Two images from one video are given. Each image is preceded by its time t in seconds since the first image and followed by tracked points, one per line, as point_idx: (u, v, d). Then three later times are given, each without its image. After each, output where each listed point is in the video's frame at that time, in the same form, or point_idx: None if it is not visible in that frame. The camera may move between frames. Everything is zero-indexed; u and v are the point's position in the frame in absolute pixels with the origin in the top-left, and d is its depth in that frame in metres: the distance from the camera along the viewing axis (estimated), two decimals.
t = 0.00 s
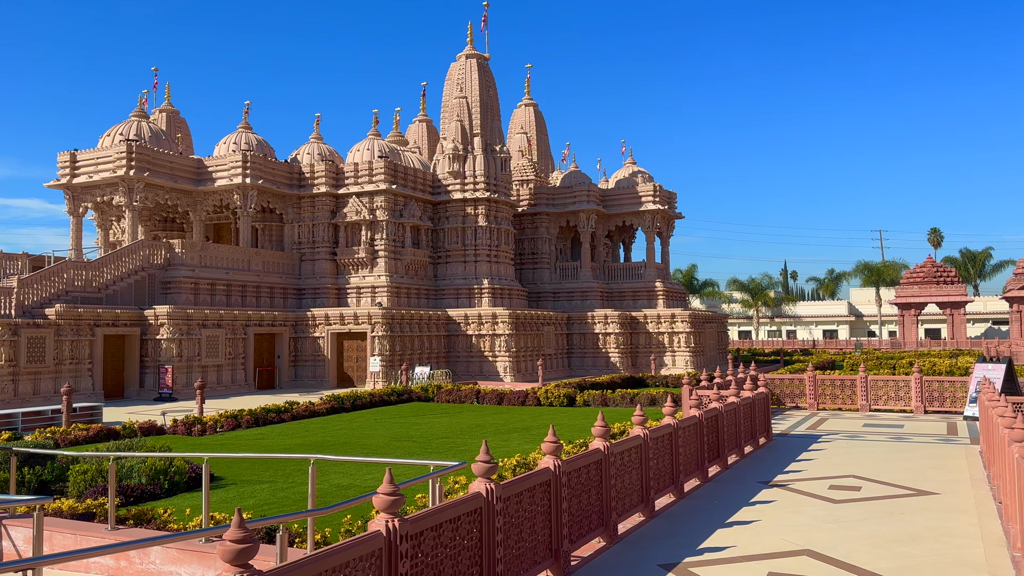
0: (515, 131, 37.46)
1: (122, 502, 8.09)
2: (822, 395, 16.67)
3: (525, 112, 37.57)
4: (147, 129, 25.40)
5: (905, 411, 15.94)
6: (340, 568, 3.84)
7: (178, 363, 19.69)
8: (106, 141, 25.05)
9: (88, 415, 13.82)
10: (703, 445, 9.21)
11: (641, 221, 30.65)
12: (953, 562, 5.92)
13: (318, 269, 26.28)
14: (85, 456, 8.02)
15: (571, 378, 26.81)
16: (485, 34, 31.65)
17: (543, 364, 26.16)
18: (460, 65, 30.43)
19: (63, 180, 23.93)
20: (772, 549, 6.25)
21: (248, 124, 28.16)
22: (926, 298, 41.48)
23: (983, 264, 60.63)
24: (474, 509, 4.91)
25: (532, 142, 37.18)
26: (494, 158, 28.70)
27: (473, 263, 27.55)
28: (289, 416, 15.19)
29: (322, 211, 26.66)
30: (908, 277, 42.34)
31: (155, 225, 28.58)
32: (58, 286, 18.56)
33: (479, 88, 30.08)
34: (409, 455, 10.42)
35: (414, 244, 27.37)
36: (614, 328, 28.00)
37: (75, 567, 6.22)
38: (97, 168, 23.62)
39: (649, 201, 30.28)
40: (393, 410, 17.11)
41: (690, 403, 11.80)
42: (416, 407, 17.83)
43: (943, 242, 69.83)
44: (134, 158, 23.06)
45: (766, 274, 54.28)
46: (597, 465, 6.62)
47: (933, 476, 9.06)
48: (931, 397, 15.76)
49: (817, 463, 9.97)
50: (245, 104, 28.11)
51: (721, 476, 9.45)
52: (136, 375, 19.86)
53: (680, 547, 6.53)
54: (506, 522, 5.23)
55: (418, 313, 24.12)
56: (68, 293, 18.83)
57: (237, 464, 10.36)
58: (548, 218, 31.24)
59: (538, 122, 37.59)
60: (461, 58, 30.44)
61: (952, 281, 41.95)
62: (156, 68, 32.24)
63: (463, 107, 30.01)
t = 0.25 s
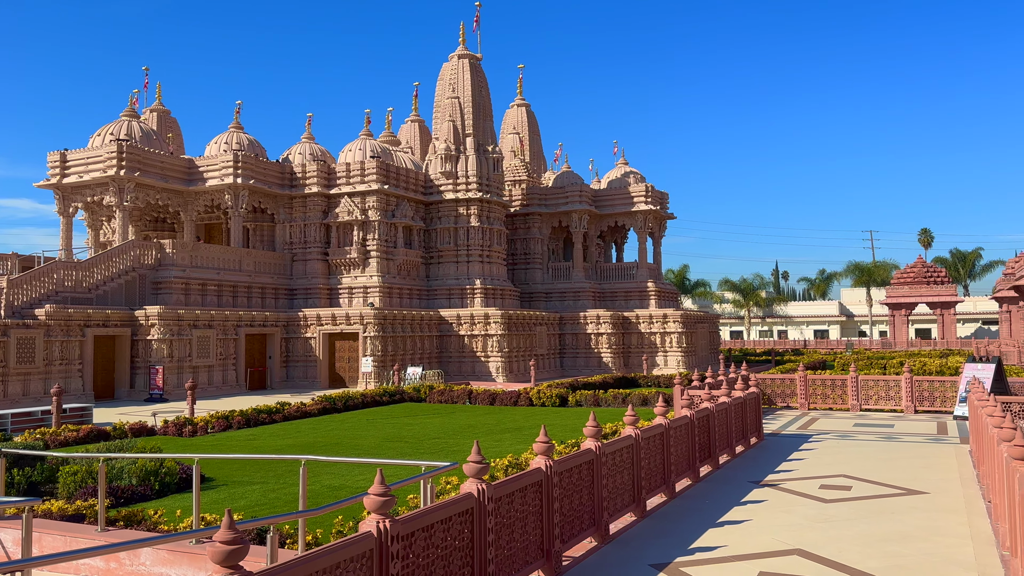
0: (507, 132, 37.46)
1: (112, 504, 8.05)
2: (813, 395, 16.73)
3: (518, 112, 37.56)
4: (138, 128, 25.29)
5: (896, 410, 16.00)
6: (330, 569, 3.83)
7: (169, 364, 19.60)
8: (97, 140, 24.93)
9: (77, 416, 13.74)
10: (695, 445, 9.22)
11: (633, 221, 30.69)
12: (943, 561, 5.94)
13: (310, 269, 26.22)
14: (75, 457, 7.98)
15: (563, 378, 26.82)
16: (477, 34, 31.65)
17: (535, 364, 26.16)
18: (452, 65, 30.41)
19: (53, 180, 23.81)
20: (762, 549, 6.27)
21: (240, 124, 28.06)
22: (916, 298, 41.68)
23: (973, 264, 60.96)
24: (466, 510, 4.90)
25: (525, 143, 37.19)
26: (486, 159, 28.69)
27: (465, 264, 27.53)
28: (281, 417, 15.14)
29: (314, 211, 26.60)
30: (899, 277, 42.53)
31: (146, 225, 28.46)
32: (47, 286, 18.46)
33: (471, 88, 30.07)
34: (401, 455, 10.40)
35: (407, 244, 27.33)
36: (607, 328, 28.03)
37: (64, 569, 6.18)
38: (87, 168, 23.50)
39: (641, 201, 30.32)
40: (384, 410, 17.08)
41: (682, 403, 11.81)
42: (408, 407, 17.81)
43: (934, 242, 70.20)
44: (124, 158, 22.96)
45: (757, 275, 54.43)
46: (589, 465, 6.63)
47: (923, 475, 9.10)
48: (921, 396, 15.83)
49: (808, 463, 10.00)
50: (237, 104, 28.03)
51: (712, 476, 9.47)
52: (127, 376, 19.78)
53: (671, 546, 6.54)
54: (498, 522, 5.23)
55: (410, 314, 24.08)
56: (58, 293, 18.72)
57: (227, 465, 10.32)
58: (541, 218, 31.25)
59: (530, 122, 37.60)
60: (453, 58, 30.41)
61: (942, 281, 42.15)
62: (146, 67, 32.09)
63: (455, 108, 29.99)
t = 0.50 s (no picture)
0: (499, 132, 37.45)
1: (101, 505, 8.00)
2: (803, 395, 16.79)
3: (510, 112, 37.56)
4: (128, 128, 25.17)
5: (885, 410, 16.08)
6: (321, 570, 3.82)
7: (159, 364, 19.51)
8: (86, 140, 24.80)
9: (67, 417, 13.65)
10: (686, 445, 9.24)
11: (625, 221, 30.75)
12: (932, 560, 5.97)
13: (301, 269, 26.16)
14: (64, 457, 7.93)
15: (555, 378, 26.83)
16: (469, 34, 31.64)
17: (527, 364, 26.16)
18: (443, 65, 30.39)
19: (42, 180, 23.67)
20: (753, 548, 6.29)
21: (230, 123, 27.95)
22: (906, 298, 41.88)
23: (962, 264, 61.33)
24: (456, 510, 4.89)
25: (516, 143, 37.18)
26: (478, 159, 28.68)
27: (457, 264, 27.50)
28: (272, 417, 15.10)
29: (305, 211, 26.54)
30: (889, 277, 42.72)
31: (136, 225, 28.33)
32: (37, 286, 18.35)
33: (463, 88, 30.05)
34: (392, 456, 10.38)
35: (398, 245, 27.28)
36: (598, 328, 28.06)
37: (53, 571, 6.14)
38: (77, 167, 23.37)
39: (633, 202, 30.38)
40: (376, 411, 17.04)
41: (673, 403, 11.84)
42: (399, 407, 17.79)
43: (923, 242, 70.59)
44: (114, 157, 22.85)
45: (748, 275, 54.59)
46: (580, 465, 6.63)
47: (912, 474, 9.15)
48: (911, 396, 15.91)
49: (798, 462, 10.03)
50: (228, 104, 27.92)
51: (703, 476, 9.50)
52: (117, 376, 19.69)
53: (662, 546, 6.56)
54: (488, 523, 5.22)
55: (401, 314, 24.04)
56: (47, 293, 18.61)
57: (218, 465, 10.28)
58: (533, 218, 31.25)
59: (522, 123, 37.60)
60: (445, 58, 30.39)
61: (932, 281, 42.36)
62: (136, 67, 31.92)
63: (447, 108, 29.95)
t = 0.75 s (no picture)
0: (490, 131, 37.42)
1: (90, 506, 7.96)
2: (792, 395, 16.85)
3: (501, 112, 37.54)
4: (117, 127, 25.03)
5: (874, 409, 16.16)
6: (310, 570, 3.81)
7: (148, 364, 19.42)
8: (75, 139, 24.65)
9: (55, 417, 13.56)
10: (676, 444, 9.26)
11: (616, 221, 30.78)
12: (920, 558, 6.01)
13: (291, 268, 26.08)
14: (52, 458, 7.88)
15: (546, 377, 26.83)
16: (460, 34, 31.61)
17: (518, 364, 26.16)
18: (434, 64, 30.34)
19: (30, 179, 23.52)
20: (742, 547, 6.30)
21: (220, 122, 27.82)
22: (895, 298, 42.08)
23: (951, 264, 61.67)
24: (446, 510, 4.89)
25: (507, 142, 37.17)
26: (470, 158, 28.66)
27: (448, 263, 27.47)
28: (261, 417, 15.05)
29: (295, 210, 26.46)
30: (878, 277, 42.93)
31: (125, 224, 28.19)
32: (24, 285, 18.24)
33: (454, 88, 30.02)
34: (383, 456, 10.37)
35: (389, 244, 27.23)
36: (589, 328, 28.09)
37: (40, 572, 6.11)
38: (65, 166, 23.22)
39: (624, 202, 30.43)
40: (367, 411, 17.01)
41: (663, 403, 11.86)
42: (390, 407, 17.76)
43: (912, 243, 70.96)
44: (103, 156, 22.72)
45: (738, 275, 54.75)
46: (571, 464, 6.64)
47: (901, 473, 9.20)
48: (899, 395, 15.98)
49: (787, 461, 10.07)
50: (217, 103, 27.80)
51: (693, 475, 9.52)
52: (106, 376, 19.58)
53: (652, 545, 6.57)
54: (478, 522, 5.22)
55: (392, 313, 24.00)
56: (35, 293, 18.49)
57: (207, 466, 10.24)
58: (524, 218, 31.23)
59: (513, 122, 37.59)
60: (436, 58, 30.35)
61: (921, 281, 42.60)
62: (125, 65, 31.73)
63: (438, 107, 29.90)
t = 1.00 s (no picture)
0: (480, 131, 37.39)
1: (76, 506, 7.91)
2: (781, 394, 16.93)
3: (491, 111, 37.52)
4: (104, 125, 24.88)
5: (862, 408, 16.24)
6: (298, 571, 3.79)
7: (136, 364, 19.31)
8: (62, 137, 24.48)
9: (42, 417, 13.47)
10: (665, 443, 9.28)
11: (606, 221, 30.82)
12: (906, 556, 6.04)
13: (280, 268, 25.98)
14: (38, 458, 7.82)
15: (536, 377, 26.84)
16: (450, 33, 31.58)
17: (508, 363, 26.16)
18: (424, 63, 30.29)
19: (16, 177, 23.34)
20: (730, 545, 6.32)
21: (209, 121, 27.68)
22: (883, 297, 42.32)
23: (938, 264, 62.06)
24: (435, 510, 4.88)
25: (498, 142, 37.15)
26: (460, 157, 28.64)
27: (438, 263, 27.42)
28: (250, 417, 14.98)
29: (284, 209, 26.36)
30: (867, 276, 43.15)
31: (112, 223, 28.02)
32: (11, 285, 18.11)
33: (444, 87, 29.98)
34: (372, 455, 10.35)
35: (379, 244, 27.17)
36: (579, 327, 28.14)
37: (26, 573, 6.07)
38: (53, 165, 23.07)
39: (614, 201, 30.48)
40: (356, 410, 16.96)
41: (653, 402, 11.88)
42: (380, 407, 17.72)
43: (900, 242, 71.40)
44: (91, 155, 22.58)
45: (728, 274, 54.94)
46: (560, 463, 6.64)
47: (888, 472, 9.25)
48: (887, 394, 16.07)
49: (776, 460, 10.11)
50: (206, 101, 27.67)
51: (682, 474, 9.54)
52: (93, 376, 19.45)
53: (641, 544, 6.58)
54: (467, 522, 5.21)
55: (382, 313, 23.94)
56: (22, 292, 18.36)
57: (196, 466, 10.20)
58: (514, 217, 31.22)
59: (503, 122, 37.58)
60: (426, 57, 30.30)
61: (909, 281, 42.85)
62: (113, 63, 31.54)
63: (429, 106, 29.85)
